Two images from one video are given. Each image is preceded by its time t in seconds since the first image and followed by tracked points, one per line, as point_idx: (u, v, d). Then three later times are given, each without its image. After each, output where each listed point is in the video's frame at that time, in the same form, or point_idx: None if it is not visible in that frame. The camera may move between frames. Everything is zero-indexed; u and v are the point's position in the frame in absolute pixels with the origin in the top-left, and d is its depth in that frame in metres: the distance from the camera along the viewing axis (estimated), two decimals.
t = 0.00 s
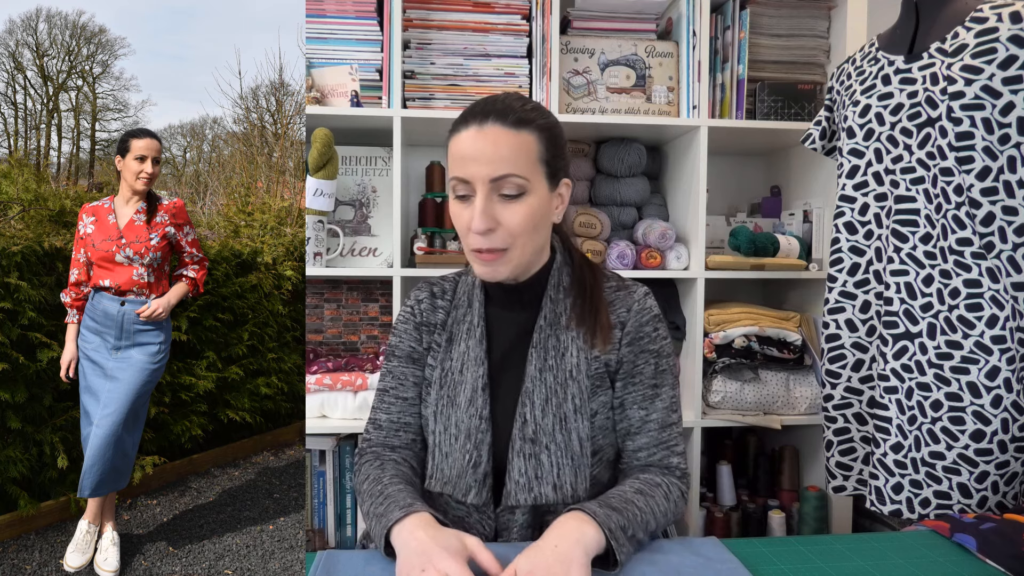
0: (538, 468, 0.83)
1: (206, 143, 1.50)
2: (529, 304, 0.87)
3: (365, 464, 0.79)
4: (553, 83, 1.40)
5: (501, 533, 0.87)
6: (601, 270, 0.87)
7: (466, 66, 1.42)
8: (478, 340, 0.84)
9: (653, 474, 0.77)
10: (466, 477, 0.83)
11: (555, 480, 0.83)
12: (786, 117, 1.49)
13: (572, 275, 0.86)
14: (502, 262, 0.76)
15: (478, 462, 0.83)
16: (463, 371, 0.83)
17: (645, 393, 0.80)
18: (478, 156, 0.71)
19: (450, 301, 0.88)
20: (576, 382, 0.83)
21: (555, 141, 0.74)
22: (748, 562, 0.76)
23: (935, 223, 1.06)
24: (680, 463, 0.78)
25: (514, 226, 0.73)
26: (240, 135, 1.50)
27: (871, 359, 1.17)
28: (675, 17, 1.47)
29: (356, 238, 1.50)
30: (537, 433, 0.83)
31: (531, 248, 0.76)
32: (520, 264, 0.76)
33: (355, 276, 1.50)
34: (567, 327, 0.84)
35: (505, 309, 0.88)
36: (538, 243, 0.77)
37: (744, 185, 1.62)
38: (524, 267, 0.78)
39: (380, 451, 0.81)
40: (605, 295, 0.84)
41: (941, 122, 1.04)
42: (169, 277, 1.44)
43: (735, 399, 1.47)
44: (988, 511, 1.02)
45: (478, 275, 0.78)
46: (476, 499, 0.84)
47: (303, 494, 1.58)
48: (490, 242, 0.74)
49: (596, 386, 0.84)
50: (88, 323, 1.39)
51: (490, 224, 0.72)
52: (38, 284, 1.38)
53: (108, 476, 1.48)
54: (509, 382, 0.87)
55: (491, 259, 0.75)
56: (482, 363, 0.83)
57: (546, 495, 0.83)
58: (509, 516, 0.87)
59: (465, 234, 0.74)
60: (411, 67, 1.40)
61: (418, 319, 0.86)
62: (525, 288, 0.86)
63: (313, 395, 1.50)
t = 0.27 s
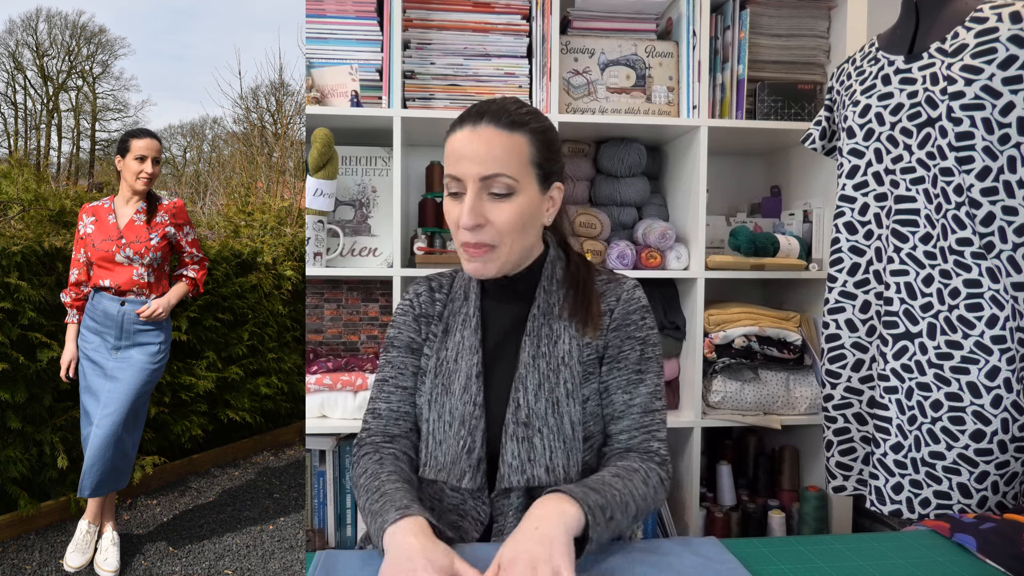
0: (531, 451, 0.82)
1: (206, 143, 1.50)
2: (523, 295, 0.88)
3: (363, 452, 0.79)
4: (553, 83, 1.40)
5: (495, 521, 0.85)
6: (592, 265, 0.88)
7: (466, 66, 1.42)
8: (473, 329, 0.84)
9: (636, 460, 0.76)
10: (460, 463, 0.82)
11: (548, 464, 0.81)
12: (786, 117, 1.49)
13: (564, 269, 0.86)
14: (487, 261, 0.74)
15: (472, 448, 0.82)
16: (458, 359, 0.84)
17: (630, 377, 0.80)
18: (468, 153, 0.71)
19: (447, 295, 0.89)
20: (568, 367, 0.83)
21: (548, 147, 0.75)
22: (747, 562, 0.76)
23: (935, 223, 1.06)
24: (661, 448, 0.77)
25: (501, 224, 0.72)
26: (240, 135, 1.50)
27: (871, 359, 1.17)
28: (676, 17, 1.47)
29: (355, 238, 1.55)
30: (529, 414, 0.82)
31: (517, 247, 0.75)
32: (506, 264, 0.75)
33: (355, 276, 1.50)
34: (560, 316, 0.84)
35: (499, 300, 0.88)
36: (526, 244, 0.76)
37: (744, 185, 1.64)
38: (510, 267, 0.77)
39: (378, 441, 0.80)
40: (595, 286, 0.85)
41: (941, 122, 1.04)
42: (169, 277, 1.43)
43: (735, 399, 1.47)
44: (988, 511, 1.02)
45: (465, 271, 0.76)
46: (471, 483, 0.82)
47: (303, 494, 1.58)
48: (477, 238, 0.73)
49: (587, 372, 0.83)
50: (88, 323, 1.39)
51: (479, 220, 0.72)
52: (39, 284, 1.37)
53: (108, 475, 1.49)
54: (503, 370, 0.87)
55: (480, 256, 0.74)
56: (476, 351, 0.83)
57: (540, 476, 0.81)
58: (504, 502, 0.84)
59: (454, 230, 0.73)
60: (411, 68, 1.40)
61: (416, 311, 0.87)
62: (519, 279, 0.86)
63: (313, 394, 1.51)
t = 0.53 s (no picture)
0: (524, 454, 0.83)
1: (206, 143, 1.50)
2: (513, 295, 0.88)
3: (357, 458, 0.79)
4: (553, 83, 1.40)
5: (491, 523, 0.88)
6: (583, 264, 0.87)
7: (466, 66, 1.42)
8: (461, 331, 0.84)
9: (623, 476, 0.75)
10: (453, 466, 0.84)
11: (540, 466, 0.83)
12: (786, 117, 1.49)
13: (553, 269, 0.86)
14: (507, 243, 0.77)
15: (464, 450, 0.84)
16: (446, 362, 0.84)
17: (622, 380, 0.79)
18: (480, 134, 0.74)
19: (436, 296, 0.88)
20: (559, 368, 0.83)
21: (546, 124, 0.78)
22: (748, 563, 0.76)
23: (935, 223, 1.06)
24: (655, 453, 0.77)
25: (518, 199, 0.74)
26: (240, 135, 1.51)
27: (871, 359, 1.17)
28: (675, 17, 1.46)
29: (356, 238, 1.50)
30: (520, 418, 0.83)
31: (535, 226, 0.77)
32: (527, 243, 0.78)
33: (355, 276, 1.49)
34: (549, 316, 0.84)
35: (489, 301, 0.88)
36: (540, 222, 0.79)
37: (743, 185, 1.62)
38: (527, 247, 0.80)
39: (371, 443, 0.81)
40: (586, 285, 0.84)
41: (941, 122, 1.04)
42: (169, 277, 1.44)
43: (735, 399, 1.48)
44: (988, 511, 1.02)
45: (483, 256, 0.78)
46: (464, 486, 0.85)
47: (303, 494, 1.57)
48: (496, 215, 0.75)
49: (579, 375, 0.83)
50: (88, 323, 1.39)
51: (499, 195, 0.74)
52: (38, 284, 1.39)
53: (107, 476, 1.47)
54: (493, 371, 0.88)
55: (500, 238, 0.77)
56: (465, 353, 0.84)
57: (532, 479, 0.84)
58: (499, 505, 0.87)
59: (471, 208, 0.74)
60: (411, 67, 1.40)
61: (404, 313, 0.87)
62: (510, 276, 0.87)
63: (313, 395, 1.51)
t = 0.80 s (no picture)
0: (520, 458, 0.83)
1: (206, 143, 1.49)
2: (510, 295, 0.87)
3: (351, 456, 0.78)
4: (553, 83, 1.40)
5: (488, 528, 0.87)
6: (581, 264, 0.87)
7: (466, 66, 1.41)
8: (457, 332, 0.85)
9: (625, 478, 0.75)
10: (448, 469, 0.83)
11: (537, 470, 0.83)
12: (786, 118, 1.49)
13: (551, 269, 0.86)
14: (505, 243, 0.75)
15: (460, 454, 0.83)
16: (443, 363, 0.84)
17: (622, 383, 0.79)
18: (478, 137, 0.74)
19: (432, 296, 0.88)
20: (557, 371, 0.83)
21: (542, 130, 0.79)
22: (748, 563, 0.76)
23: (935, 223, 1.06)
24: (655, 455, 0.77)
25: (516, 204, 0.74)
26: (240, 135, 1.47)
27: (871, 359, 1.17)
28: (675, 17, 1.46)
29: (356, 238, 1.61)
30: (517, 420, 0.83)
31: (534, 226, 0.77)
32: (524, 244, 0.76)
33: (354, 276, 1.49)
34: (547, 317, 0.84)
35: (486, 301, 0.88)
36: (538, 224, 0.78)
37: (743, 185, 1.62)
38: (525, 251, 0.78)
39: (363, 443, 0.79)
40: (585, 287, 0.84)
41: (941, 122, 1.04)
42: (168, 277, 1.45)
43: (735, 399, 1.47)
44: (987, 511, 1.02)
45: (481, 262, 0.76)
46: (460, 490, 0.84)
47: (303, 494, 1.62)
48: (495, 220, 0.74)
49: (576, 377, 0.83)
50: (88, 323, 1.41)
51: (496, 199, 0.73)
52: (38, 284, 1.39)
53: (107, 475, 1.49)
54: (488, 372, 0.87)
55: (497, 242, 0.75)
56: (461, 355, 0.84)
57: (530, 484, 0.83)
58: (497, 509, 0.86)
59: (469, 212, 0.74)
60: (411, 67, 1.40)
61: (400, 314, 0.87)
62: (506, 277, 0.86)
63: (314, 395, 1.65)
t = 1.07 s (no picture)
0: (524, 464, 0.85)
1: (206, 143, 1.49)
2: (512, 298, 0.87)
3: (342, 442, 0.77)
4: (553, 83, 1.39)
5: (489, 531, 0.88)
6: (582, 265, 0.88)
7: (466, 67, 1.40)
8: (457, 335, 0.84)
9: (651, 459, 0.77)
10: (449, 476, 0.84)
11: (542, 476, 0.84)
12: (786, 118, 1.48)
13: (553, 271, 0.86)
14: (507, 247, 0.77)
15: (462, 460, 0.85)
16: (443, 367, 0.84)
17: (639, 382, 0.81)
18: (487, 138, 0.74)
19: (430, 298, 0.86)
20: (561, 376, 0.84)
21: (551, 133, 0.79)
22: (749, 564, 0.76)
23: (935, 223, 1.06)
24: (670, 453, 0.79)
25: (521, 208, 0.75)
26: (240, 135, 1.50)
27: (871, 359, 1.17)
28: (676, 17, 1.47)
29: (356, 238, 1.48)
30: (522, 426, 0.84)
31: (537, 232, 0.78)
32: (527, 248, 0.78)
33: (354, 276, 1.49)
34: (550, 321, 0.84)
35: (486, 303, 0.88)
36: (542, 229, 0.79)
37: (743, 185, 1.60)
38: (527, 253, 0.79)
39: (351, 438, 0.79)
40: (589, 288, 0.85)
41: (941, 122, 1.04)
42: (168, 277, 1.47)
43: (735, 399, 1.48)
44: (988, 511, 1.02)
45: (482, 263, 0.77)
46: (462, 497, 0.85)
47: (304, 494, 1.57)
48: (499, 223, 0.75)
49: (584, 381, 0.84)
50: (88, 323, 1.41)
51: (502, 203, 0.74)
52: (38, 284, 1.43)
53: (108, 475, 1.47)
54: (489, 377, 0.87)
55: (499, 245, 0.76)
56: (462, 359, 0.83)
57: (533, 490, 0.85)
58: (498, 514, 0.88)
59: (474, 213, 0.75)
60: (411, 67, 1.39)
61: (396, 314, 0.86)
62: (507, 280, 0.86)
63: (313, 395, 1.50)
